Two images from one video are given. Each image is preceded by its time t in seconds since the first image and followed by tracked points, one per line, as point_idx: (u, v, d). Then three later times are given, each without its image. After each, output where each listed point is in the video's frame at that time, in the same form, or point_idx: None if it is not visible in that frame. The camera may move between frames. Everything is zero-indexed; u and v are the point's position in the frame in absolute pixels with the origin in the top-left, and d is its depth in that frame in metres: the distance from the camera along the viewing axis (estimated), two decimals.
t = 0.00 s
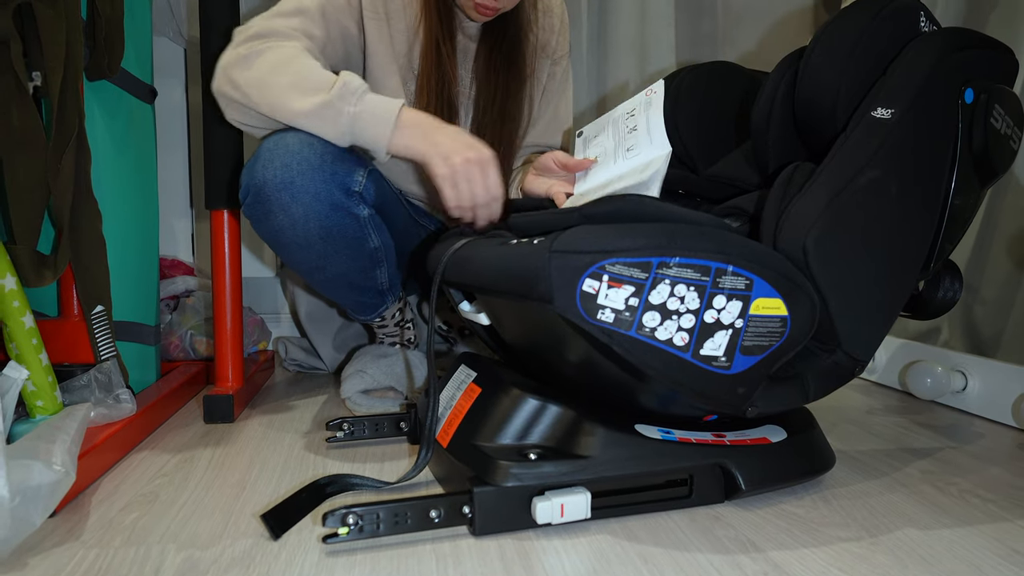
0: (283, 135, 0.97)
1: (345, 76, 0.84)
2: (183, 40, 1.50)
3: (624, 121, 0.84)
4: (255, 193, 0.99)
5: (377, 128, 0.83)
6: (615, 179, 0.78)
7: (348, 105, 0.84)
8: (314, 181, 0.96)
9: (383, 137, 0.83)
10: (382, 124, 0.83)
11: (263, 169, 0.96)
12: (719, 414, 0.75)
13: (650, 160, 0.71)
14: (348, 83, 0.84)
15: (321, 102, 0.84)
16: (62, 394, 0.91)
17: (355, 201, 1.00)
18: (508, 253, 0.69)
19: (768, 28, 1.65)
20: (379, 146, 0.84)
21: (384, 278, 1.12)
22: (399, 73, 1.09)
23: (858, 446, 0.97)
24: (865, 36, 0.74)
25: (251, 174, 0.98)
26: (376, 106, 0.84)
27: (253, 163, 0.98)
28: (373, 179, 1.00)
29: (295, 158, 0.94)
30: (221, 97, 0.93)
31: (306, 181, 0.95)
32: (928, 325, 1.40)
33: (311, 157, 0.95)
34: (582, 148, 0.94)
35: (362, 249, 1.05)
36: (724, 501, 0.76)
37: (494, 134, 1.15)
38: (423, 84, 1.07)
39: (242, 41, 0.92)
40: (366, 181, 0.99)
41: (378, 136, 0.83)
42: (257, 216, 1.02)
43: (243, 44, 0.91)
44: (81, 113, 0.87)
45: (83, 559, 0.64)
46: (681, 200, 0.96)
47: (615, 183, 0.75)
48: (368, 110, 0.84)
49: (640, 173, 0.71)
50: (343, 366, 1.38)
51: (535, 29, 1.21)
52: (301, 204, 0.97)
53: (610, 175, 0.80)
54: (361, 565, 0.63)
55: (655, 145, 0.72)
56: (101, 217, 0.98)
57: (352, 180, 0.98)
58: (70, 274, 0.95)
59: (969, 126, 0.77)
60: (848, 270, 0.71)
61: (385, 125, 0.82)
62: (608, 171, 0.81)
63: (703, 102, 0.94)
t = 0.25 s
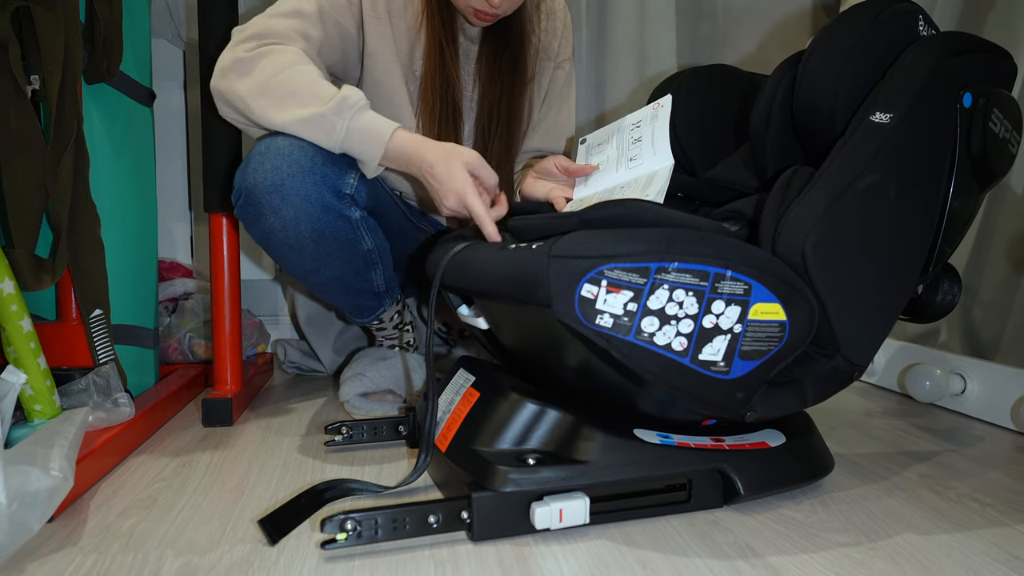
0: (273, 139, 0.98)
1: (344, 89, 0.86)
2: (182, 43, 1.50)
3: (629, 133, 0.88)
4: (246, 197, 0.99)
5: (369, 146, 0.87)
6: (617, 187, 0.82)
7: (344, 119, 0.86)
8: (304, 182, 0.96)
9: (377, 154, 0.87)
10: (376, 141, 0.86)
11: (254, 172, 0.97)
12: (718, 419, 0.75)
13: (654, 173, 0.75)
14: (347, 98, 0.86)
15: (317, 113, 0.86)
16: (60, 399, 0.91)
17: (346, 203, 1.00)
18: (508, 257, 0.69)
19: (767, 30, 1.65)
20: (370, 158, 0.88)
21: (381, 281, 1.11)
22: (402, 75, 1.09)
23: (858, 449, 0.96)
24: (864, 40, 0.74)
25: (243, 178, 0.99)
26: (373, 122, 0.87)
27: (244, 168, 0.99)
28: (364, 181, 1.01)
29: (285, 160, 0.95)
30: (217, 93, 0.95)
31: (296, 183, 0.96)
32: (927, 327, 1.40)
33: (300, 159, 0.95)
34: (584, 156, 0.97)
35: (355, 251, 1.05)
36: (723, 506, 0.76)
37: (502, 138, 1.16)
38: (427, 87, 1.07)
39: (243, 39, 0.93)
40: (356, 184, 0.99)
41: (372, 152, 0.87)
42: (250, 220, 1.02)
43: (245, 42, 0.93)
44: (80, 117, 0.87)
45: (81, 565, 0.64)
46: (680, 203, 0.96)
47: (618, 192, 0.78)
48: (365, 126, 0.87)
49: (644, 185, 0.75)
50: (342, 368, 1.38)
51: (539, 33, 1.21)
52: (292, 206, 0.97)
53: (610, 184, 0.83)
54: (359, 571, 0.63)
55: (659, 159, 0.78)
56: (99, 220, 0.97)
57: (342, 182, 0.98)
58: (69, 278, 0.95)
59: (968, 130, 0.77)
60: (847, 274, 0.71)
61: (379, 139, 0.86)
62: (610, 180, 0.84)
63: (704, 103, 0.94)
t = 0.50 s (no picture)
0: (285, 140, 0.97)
1: (364, 96, 0.86)
2: (180, 44, 1.50)
3: (628, 139, 0.87)
4: (255, 196, 0.99)
5: (380, 156, 0.87)
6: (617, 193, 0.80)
7: (361, 125, 0.86)
8: (313, 186, 0.95)
9: (385, 164, 0.87)
10: (387, 152, 0.87)
11: (264, 173, 0.96)
12: (718, 421, 0.75)
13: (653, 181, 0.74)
14: (365, 105, 0.86)
15: (334, 115, 0.85)
16: (58, 401, 0.91)
17: (355, 207, 0.99)
18: (506, 260, 0.69)
19: (767, 30, 1.65)
20: (378, 166, 0.88)
21: (384, 283, 1.11)
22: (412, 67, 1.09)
23: (857, 451, 0.96)
24: (864, 41, 0.73)
25: (252, 177, 0.98)
26: (388, 132, 0.87)
27: (254, 167, 0.99)
28: (374, 186, 1.00)
29: (295, 162, 0.95)
30: (230, 82, 0.93)
31: (306, 185, 0.95)
32: (927, 328, 1.40)
33: (311, 162, 0.95)
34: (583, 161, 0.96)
35: (361, 254, 1.04)
36: (722, 508, 0.76)
37: (497, 139, 1.15)
38: (423, 86, 1.07)
39: (258, 30, 0.92)
40: (367, 188, 0.99)
41: (383, 159, 0.87)
42: (257, 220, 1.02)
43: (262, 33, 0.91)
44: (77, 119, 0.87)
45: (78, 569, 0.63)
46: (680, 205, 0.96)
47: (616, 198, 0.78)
48: (380, 135, 0.86)
49: (643, 192, 0.74)
50: (341, 370, 1.38)
51: (535, 34, 1.21)
52: (300, 209, 0.97)
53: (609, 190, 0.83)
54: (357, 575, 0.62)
55: (659, 164, 0.77)
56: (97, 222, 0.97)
57: (352, 186, 0.98)
58: (66, 280, 0.95)
59: (968, 132, 0.77)
60: (847, 277, 0.70)
61: (390, 148, 0.86)
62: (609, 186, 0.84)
63: (705, 102, 0.94)
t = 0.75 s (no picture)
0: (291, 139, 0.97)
1: (365, 94, 0.87)
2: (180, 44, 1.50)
3: (623, 136, 0.87)
4: (260, 196, 0.99)
5: (387, 153, 0.88)
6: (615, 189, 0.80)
7: (364, 124, 0.87)
8: (319, 185, 0.95)
9: (392, 161, 0.88)
10: (392, 150, 0.88)
11: (270, 172, 0.96)
12: (718, 421, 0.75)
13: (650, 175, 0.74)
14: (366, 103, 0.86)
15: (336, 116, 0.86)
16: (58, 401, 0.91)
17: (360, 206, 1.00)
18: (507, 259, 0.69)
19: (767, 30, 1.65)
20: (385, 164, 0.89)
21: (387, 283, 1.11)
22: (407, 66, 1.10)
23: (858, 451, 0.96)
24: (866, 40, 0.73)
25: (257, 177, 0.98)
26: (392, 129, 0.88)
27: (259, 167, 0.98)
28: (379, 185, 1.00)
29: (301, 162, 0.95)
30: (230, 82, 0.92)
31: (311, 185, 0.95)
32: (927, 328, 1.40)
33: (317, 161, 0.95)
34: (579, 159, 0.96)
35: (365, 254, 1.05)
36: (723, 507, 0.76)
37: (487, 133, 1.14)
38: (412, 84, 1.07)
39: (258, 30, 0.92)
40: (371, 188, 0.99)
41: (388, 157, 0.88)
42: (261, 219, 1.02)
43: (259, 33, 0.91)
44: (77, 118, 0.86)
45: (79, 568, 0.63)
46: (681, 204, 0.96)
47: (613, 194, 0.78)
48: (384, 132, 0.87)
49: (640, 187, 0.74)
50: (342, 370, 1.38)
51: (523, 30, 1.21)
52: (305, 208, 0.97)
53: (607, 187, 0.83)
54: (358, 573, 0.62)
55: (655, 158, 0.76)
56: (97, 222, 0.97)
57: (357, 186, 0.98)
58: (67, 280, 0.95)
59: (970, 131, 0.77)
60: (848, 276, 0.71)
61: (397, 146, 0.88)
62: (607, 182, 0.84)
63: (707, 101, 0.94)
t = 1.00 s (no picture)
0: (282, 137, 0.97)
1: (331, 83, 0.80)
2: (180, 42, 1.50)
3: (621, 131, 0.87)
4: (251, 193, 0.98)
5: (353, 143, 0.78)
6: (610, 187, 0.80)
7: (327, 115, 0.79)
8: (309, 183, 0.95)
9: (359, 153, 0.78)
10: (356, 139, 0.78)
11: (260, 170, 0.96)
12: (719, 417, 0.75)
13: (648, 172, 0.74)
14: (329, 93, 0.79)
15: (299, 111, 0.80)
16: (58, 399, 0.91)
17: (351, 204, 0.99)
18: (506, 256, 0.69)
19: (767, 30, 1.65)
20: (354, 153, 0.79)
21: (381, 281, 1.11)
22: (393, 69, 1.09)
23: (858, 448, 0.97)
24: (866, 38, 0.73)
25: (248, 174, 0.98)
26: (357, 117, 0.79)
27: (251, 164, 0.98)
28: (370, 183, 1.00)
29: (291, 160, 0.95)
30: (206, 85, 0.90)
31: (301, 183, 0.95)
32: (926, 327, 1.40)
33: (307, 160, 0.95)
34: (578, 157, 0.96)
35: (357, 252, 1.04)
36: (723, 504, 0.76)
37: (480, 129, 1.14)
38: (401, 85, 1.08)
39: (235, 29, 0.89)
40: (362, 186, 0.99)
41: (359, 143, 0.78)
42: (253, 216, 1.02)
43: (237, 32, 0.89)
44: (77, 116, 0.86)
45: (79, 565, 0.63)
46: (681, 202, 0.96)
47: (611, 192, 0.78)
48: (348, 121, 0.79)
49: (638, 183, 0.74)
50: (340, 368, 1.38)
51: (517, 28, 1.21)
52: (295, 206, 0.97)
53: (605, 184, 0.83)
54: (358, 568, 0.62)
55: (653, 155, 0.77)
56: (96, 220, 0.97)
57: (348, 184, 0.98)
58: (66, 277, 0.95)
59: (970, 129, 0.77)
60: (848, 273, 0.71)
61: (364, 133, 0.78)
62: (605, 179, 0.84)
63: (707, 100, 0.94)
